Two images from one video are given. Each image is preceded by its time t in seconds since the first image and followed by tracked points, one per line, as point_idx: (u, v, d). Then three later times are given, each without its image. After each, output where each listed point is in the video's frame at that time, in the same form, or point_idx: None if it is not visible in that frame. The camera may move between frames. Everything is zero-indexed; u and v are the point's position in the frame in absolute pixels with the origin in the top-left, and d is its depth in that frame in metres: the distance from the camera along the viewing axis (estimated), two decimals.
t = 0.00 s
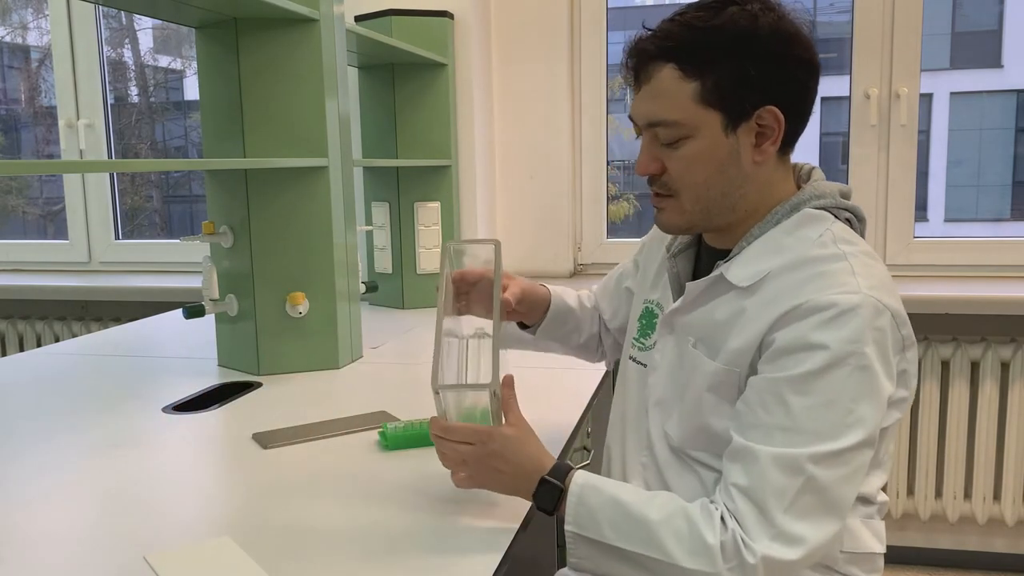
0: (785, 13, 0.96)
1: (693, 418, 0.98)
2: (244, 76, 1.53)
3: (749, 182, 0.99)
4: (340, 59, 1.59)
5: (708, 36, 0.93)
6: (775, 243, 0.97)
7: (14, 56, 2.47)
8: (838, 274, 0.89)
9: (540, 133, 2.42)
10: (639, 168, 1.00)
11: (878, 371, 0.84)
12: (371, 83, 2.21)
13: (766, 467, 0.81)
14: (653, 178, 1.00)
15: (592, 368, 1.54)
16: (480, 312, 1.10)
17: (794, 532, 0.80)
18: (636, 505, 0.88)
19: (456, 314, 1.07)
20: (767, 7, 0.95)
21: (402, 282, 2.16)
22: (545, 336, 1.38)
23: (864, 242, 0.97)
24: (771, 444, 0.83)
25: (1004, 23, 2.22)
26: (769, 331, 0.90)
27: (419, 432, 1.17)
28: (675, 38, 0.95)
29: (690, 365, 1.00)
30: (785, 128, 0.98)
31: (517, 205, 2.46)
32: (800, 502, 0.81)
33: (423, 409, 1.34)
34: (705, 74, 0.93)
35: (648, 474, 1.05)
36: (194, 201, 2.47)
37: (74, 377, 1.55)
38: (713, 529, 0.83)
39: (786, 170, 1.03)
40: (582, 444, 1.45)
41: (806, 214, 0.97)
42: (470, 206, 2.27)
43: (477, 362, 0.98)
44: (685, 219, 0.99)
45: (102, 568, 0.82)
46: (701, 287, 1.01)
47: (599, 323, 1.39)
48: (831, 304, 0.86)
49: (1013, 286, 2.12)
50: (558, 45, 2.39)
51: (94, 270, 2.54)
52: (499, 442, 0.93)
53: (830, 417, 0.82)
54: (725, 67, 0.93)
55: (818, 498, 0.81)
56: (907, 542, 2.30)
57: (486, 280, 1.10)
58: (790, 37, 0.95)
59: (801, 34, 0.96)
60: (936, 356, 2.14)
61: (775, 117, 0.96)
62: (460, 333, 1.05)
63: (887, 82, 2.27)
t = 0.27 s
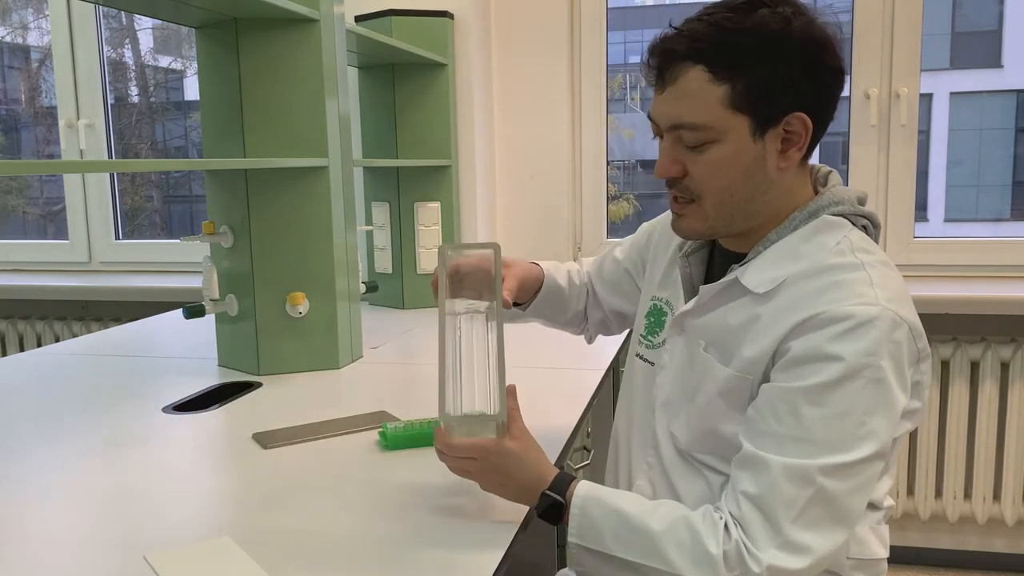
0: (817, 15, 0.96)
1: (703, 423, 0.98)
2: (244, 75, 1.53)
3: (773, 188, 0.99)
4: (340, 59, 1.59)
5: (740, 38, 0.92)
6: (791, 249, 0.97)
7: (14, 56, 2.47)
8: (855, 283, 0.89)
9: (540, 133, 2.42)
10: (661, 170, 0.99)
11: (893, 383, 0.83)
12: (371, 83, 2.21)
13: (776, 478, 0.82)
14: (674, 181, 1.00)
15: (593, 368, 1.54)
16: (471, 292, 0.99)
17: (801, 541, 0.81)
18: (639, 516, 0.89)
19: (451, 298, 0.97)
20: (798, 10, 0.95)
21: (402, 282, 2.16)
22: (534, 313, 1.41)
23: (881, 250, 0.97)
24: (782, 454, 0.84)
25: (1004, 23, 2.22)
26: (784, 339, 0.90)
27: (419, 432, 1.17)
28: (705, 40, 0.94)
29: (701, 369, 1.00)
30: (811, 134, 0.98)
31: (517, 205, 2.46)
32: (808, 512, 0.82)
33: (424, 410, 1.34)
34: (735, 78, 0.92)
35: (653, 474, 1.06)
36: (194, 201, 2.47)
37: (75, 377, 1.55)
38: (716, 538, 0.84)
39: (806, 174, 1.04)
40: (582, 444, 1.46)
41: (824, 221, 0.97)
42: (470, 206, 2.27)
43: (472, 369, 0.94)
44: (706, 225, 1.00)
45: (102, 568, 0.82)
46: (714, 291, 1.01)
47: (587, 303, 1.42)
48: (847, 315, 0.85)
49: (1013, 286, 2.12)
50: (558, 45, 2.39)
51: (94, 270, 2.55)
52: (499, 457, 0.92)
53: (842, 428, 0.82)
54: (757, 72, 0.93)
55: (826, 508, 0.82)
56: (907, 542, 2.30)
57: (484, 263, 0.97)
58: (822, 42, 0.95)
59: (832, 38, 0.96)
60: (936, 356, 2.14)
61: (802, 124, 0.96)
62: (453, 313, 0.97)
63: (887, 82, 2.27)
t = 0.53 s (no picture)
0: (832, 18, 0.97)
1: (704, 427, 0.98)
2: (245, 74, 1.53)
3: (785, 189, 0.99)
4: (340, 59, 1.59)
5: (758, 37, 0.93)
6: (795, 254, 0.97)
7: (14, 56, 2.47)
8: (858, 290, 0.89)
9: (541, 133, 2.42)
10: (673, 170, 0.99)
11: (896, 391, 0.83)
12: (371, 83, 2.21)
13: (778, 485, 0.82)
14: (685, 181, 0.99)
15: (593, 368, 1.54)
16: (464, 296, 0.96)
17: (801, 546, 0.82)
18: (638, 524, 0.90)
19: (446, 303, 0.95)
20: (815, 11, 0.96)
21: (402, 282, 2.16)
22: (532, 312, 1.40)
23: (885, 255, 0.97)
24: (785, 461, 0.84)
25: (1004, 23, 2.22)
26: (787, 345, 0.90)
27: (419, 432, 1.17)
28: (724, 39, 0.94)
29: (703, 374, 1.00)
30: (824, 136, 0.99)
31: (517, 205, 2.46)
32: (808, 519, 0.82)
33: (424, 410, 1.34)
34: (754, 78, 0.93)
35: (654, 475, 1.06)
36: (194, 201, 2.47)
37: (75, 378, 1.55)
38: (713, 545, 0.85)
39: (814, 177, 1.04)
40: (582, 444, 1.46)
41: (829, 226, 0.97)
42: (470, 206, 2.27)
43: (464, 364, 0.93)
44: (716, 226, 1.00)
45: (101, 568, 0.82)
46: (717, 294, 1.01)
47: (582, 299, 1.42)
48: (851, 323, 0.85)
49: (1013, 286, 2.12)
50: (558, 45, 2.39)
51: (95, 270, 2.55)
52: (497, 468, 0.93)
53: (844, 436, 0.82)
54: (775, 72, 0.93)
55: (827, 515, 0.82)
56: (907, 542, 2.30)
57: (480, 273, 0.96)
58: (837, 44, 0.96)
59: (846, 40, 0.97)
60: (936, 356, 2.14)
61: (817, 125, 0.96)
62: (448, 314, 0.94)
63: (887, 82, 2.27)
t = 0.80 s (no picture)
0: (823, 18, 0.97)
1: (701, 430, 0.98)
2: (244, 74, 1.53)
3: (779, 189, 0.99)
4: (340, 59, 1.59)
5: (752, 38, 0.93)
6: (790, 256, 0.97)
7: (14, 55, 2.46)
8: (853, 291, 0.89)
9: (540, 133, 2.42)
10: (667, 171, 0.99)
11: (892, 392, 0.83)
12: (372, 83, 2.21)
13: (778, 489, 0.82)
14: (680, 181, 0.99)
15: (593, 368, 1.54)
16: (462, 302, 0.98)
17: (800, 549, 0.82)
18: (636, 529, 0.90)
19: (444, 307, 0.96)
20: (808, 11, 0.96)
21: (402, 282, 2.16)
22: (529, 316, 1.40)
23: (880, 255, 0.97)
24: (782, 464, 0.84)
25: (1004, 23, 2.22)
26: (783, 347, 0.90)
27: (419, 432, 1.17)
28: (717, 39, 0.94)
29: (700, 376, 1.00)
30: (818, 136, 0.99)
31: (517, 205, 2.46)
32: (807, 522, 0.82)
33: (423, 410, 1.34)
34: (747, 77, 0.93)
35: (652, 477, 1.06)
36: (194, 201, 2.47)
37: (75, 378, 1.55)
38: (711, 549, 0.85)
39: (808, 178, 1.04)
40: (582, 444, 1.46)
41: (824, 227, 0.97)
42: (470, 206, 2.27)
43: (463, 369, 0.94)
44: (711, 227, 1.00)
45: (101, 568, 0.82)
46: (713, 296, 1.01)
47: (581, 301, 1.42)
48: (846, 325, 0.85)
49: (1013, 286, 2.12)
50: (558, 45, 2.39)
51: (94, 270, 2.55)
52: (497, 477, 0.93)
53: (841, 438, 0.82)
54: (769, 72, 0.93)
55: (825, 518, 0.82)
56: (907, 542, 2.30)
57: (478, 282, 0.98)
58: (830, 45, 0.96)
59: (839, 41, 0.97)
60: (936, 356, 2.14)
61: (811, 124, 0.97)
62: (447, 319, 0.95)
63: (887, 82, 2.27)
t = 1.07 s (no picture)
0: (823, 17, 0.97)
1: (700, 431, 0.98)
2: (244, 74, 1.53)
3: (774, 187, 0.99)
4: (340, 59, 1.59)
5: (752, 33, 0.93)
6: (788, 257, 0.97)
7: (14, 55, 2.46)
8: (852, 291, 0.89)
9: (540, 133, 2.42)
10: (662, 165, 0.99)
11: (891, 392, 0.83)
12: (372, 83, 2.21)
13: (778, 489, 0.82)
14: (675, 176, 0.99)
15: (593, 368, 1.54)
16: (460, 305, 0.98)
17: (800, 548, 0.82)
18: (635, 531, 0.90)
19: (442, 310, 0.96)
20: (808, 11, 0.96)
21: (402, 282, 2.16)
22: (529, 319, 1.40)
23: (878, 255, 0.97)
24: (781, 464, 0.84)
25: (1004, 23, 2.22)
26: (782, 347, 0.90)
27: (419, 432, 1.17)
28: (717, 34, 0.94)
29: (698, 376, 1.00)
30: (815, 135, 0.98)
31: (517, 205, 2.46)
32: (807, 523, 0.82)
33: (423, 410, 1.34)
34: (745, 72, 0.93)
35: (650, 478, 1.06)
36: (194, 201, 2.47)
37: (75, 378, 1.55)
38: (710, 550, 0.85)
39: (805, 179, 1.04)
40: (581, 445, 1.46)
41: (821, 226, 0.97)
42: (470, 206, 2.27)
43: (461, 370, 0.94)
44: (705, 223, 0.99)
45: (101, 568, 0.82)
46: (711, 297, 1.01)
47: (580, 304, 1.42)
48: (845, 324, 0.85)
49: (1013, 286, 2.12)
50: (558, 45, 2.39)
51: (95, 270, 2.55)
52: (495, 480, 0.93)
53: (840, 438, 0.82)
54: (768, 69, 0.93)
55: (825, 518, 0.82)
56: (907, 542, 2.30)
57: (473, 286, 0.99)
58: (829, 44, 0.96)
59: (838, 40, 0.97)
60: (936, 356, 2.14)
61: (808, 122, 0.96)
62: (443, 323, 0.95)
63: (888, 82, 2.27)
